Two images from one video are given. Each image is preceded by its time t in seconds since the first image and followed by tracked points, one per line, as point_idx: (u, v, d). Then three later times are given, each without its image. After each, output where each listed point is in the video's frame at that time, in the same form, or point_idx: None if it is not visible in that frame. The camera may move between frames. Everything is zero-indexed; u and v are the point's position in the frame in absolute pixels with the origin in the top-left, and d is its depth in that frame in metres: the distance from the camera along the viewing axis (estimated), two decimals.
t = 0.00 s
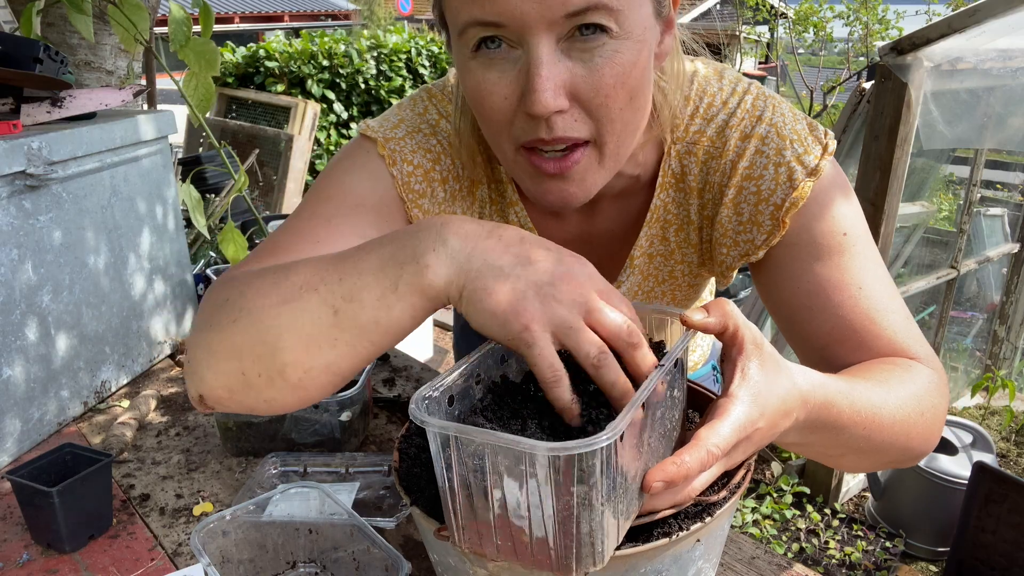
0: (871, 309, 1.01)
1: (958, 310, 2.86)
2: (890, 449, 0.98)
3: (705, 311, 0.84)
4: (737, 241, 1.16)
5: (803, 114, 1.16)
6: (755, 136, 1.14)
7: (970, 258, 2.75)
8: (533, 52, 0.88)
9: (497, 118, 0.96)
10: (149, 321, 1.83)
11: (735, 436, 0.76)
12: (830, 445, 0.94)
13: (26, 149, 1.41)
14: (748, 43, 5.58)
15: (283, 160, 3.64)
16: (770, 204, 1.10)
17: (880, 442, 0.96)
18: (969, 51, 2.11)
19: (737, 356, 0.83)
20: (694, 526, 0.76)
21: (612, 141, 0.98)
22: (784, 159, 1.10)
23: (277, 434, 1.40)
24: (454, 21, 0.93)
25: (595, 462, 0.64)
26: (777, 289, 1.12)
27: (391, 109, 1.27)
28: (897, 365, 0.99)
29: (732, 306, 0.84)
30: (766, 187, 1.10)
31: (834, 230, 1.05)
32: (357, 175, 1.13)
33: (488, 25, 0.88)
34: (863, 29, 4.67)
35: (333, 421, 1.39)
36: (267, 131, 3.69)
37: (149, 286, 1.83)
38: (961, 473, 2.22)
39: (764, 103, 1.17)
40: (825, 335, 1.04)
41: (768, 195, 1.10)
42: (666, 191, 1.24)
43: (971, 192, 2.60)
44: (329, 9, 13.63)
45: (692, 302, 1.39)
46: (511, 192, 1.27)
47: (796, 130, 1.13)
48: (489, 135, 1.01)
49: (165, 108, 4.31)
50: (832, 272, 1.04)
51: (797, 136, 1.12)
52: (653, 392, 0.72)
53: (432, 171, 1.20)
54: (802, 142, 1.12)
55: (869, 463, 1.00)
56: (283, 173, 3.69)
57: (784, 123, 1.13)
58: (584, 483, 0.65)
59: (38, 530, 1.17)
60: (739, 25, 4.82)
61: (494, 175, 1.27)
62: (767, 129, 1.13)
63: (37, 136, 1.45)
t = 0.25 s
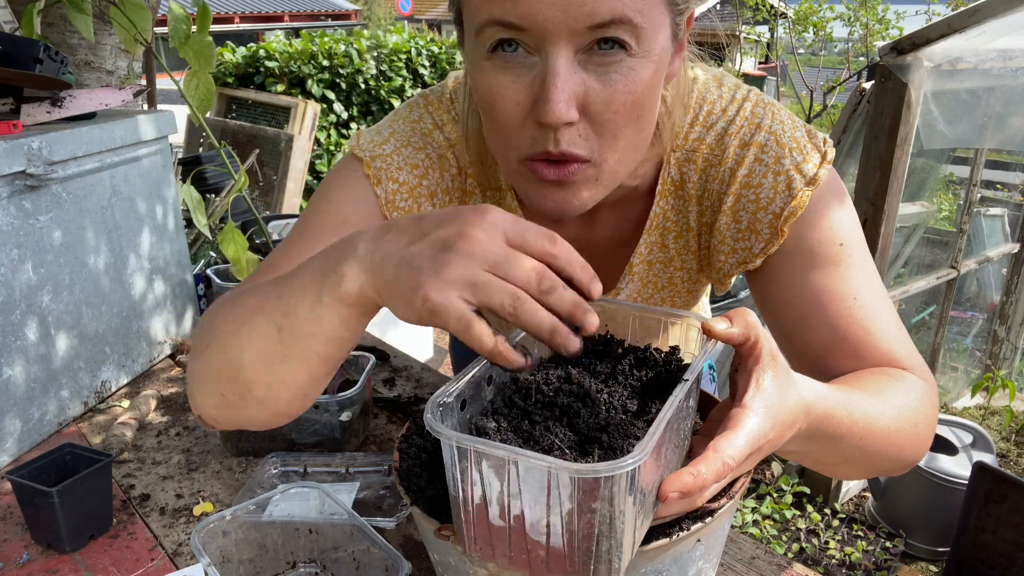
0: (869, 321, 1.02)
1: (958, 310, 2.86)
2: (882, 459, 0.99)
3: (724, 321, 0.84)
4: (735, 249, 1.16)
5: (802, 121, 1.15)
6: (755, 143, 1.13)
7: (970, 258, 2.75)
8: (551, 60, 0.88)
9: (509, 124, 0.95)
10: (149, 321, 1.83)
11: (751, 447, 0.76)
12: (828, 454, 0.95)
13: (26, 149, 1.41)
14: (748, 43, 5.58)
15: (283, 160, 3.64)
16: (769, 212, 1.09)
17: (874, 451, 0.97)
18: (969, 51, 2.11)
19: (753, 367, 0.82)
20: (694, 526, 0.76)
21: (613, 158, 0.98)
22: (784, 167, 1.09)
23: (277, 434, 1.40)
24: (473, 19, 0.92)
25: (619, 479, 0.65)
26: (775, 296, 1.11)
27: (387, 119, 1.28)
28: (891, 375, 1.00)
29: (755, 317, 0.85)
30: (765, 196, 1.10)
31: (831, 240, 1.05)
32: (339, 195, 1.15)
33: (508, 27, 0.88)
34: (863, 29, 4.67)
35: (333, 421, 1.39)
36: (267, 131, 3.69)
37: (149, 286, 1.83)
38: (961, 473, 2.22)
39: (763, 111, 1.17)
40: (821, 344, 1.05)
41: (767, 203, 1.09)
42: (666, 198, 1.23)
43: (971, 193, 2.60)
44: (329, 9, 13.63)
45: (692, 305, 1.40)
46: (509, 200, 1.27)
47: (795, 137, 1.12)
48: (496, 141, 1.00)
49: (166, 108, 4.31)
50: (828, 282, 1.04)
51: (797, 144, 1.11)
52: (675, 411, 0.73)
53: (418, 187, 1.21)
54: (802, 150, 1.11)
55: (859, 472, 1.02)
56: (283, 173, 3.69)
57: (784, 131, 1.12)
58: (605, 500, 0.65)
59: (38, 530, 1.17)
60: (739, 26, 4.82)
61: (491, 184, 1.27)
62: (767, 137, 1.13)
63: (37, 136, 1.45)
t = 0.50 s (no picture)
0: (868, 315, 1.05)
1: (958, 310, 2.86)
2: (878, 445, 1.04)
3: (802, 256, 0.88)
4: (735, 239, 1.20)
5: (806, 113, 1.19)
6: (758, 134, 1.16)
7: (970, 258, 2.75)
8: (556, 45, 0.89)
9: (516, 111, 0.96)
10: (149, 321, 1.83)
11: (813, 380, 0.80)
12: (843, 428, 0.99)
13: (26, 149, 1.41)
14: (748, 43, 5.58)
15: (283, 160, 3.64)
16: (773, 203, 1.13)
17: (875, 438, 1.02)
18: (968, 51, 2.11)
19: (815, 312, 0.87)
20: (693, 524, 0.77)
21: (616, 144, 1.00)
22: (787, 158, 1.13)
23: (277, 434, 1.41)
24: (478, 6, 0.93)
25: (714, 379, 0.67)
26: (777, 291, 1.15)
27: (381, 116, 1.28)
28: (889, 362, 1.04)
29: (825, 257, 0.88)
30: (770, 186, 1.13)
31: (831, 234, 1.09)
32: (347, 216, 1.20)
33: (512, 13, 0.89)
34: (862, 29, 4.67)
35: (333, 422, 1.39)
36: (267, 131, 3.69)
37: (149, 286, 1.83)
38: (961, 473, 2.21)
39: (766, 102, 1.20)
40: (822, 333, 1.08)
41: (771, 194, 1.13)
42: (666, 188, 1.26)
43: (971, 193, 2.59)
44: (329, 9, 13.63)
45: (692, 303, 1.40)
46: (508, 192, 1.27)
47: (799, 129, 1.16)
48: (501, 129, 1.01)
49: (165, 108, 4.31)
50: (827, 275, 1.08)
51: (801, 136, 1.15)
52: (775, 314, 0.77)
53: (413, 190, 1.20)
54: (806, 142, 1.14)
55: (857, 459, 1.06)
56: (283, 173, 3.68)
57: (788, 122, 1.16)
58: (695, 405, 0.69)
59: (38, 530, 1.17)
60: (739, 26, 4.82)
61: (490, 174, 1.28)
62: (770, 128, 1.16)
63: (37, 136, 1.45)
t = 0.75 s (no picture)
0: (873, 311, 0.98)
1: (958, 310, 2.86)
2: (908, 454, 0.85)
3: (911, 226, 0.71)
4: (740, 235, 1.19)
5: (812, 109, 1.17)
6: (766, 129, 1.15)
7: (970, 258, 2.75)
8: (534, 70, 0.86)
9: (502, 131, 0.95)
10: (149, 321, 1.83)
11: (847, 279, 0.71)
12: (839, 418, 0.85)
13: (26, 149, 1.41)
14: (748, 43, 5.58)
15: (283, 160, 3.64)
16: (782, 197, 1.13)
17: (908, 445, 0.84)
18: (969, 51, 2.11)
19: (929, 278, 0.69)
20: (693, 525, 0.77)
21: (611, 150, 0.97)
22: (795, 153, 1.12)
23: (277, 434, 1.41)
24: (458, 36, 0.90)
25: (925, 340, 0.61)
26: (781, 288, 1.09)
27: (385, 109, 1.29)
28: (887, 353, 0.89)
29: (941, 216, 0.93)
30: (778, 181, 1.13)
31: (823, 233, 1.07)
32: (352, 219, 1.20)
33: (492, 47, 0.87)
34: (862, 29, 4.67)
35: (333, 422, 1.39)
36: (267, 131, 3.69)
37: (149, 286, 1.83)
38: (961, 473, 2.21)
39: (772, 97, 1.18)
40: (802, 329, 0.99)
41: (780, 189, 1.13)
42: (669, 184, 1.25)
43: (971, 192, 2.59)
44: (329, 9, 13.63)
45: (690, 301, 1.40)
46: (507, 188, 1.26)
47: (806, 125, 1.15)
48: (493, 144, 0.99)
49: (165, 108, 4.31)
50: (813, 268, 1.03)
51: (807, 131, 1.14)
52: (916, 280, 0.66)
53: (411, 186, 1.21)
54: (812, 136, 1.14)
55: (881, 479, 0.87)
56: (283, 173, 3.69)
57: (795, 117, 1.15)
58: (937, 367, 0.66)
59: (38, 530, 1.17)
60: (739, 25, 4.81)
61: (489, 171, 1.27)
62: (777, 124, 1.15)
63: (37, 136, 1.45)
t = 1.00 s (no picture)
0: (842, 361, 0.90)
1: (958, 310, 2.86)
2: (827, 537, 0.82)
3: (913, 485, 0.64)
4: (744, 257, 1.06)
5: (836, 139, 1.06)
6: (779, 153, 1.05)
7: (970, 258, 2.74)
8: (514, 88, 0.86)
9: (491, 143, 0.95)
10: (149, 321, 1.83)
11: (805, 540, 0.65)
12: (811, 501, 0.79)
13: (26, 149, 1.41)
14: (747, 42, 5.57)
15: (283, 160, 3.64)
16: (784, 223, 1.00)
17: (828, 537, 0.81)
18: (969, 51, 2.10)
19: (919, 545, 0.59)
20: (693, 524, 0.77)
21: (603, 163, 0.95)
22: (806, 181, 1.01)
23: (277, 434, 1.41)
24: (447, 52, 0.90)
25: None
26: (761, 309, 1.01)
27: (401, 112, 1.29)
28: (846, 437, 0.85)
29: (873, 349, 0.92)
30: (782, 207, 1.01)
31: (835, 267, 0.97)
32: (367, 221, 1.21)
33: (472, 66, 0.86)
34: (862, 28, 4.67)
35: (333, 422, 1.40)
36: (267, 131, 3.69)
37: (149, 286, 1.83)
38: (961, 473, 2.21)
39: (793, 121, 1.08)
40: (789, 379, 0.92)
41: (784, 214, 1.00)
42: (683, 198, 1.19)
43: (971, 192, 2.58)
44: (329, 9, 13.63)
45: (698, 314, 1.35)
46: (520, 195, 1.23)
47: (824, 154, 1.04)
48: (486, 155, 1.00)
49: (165, 108, 4.31)
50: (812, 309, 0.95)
51: (824, 161, 1.03)
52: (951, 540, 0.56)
53: (425, 193, 1.21)
54: (828, 167, 1.02)
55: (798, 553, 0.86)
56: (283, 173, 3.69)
57: (812, 144, 1.04)
58: None
59: (38, 530, 1.17)
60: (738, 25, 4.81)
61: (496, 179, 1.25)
62: (793, 148, 1.04)
63: (37, 136, 1.45)
